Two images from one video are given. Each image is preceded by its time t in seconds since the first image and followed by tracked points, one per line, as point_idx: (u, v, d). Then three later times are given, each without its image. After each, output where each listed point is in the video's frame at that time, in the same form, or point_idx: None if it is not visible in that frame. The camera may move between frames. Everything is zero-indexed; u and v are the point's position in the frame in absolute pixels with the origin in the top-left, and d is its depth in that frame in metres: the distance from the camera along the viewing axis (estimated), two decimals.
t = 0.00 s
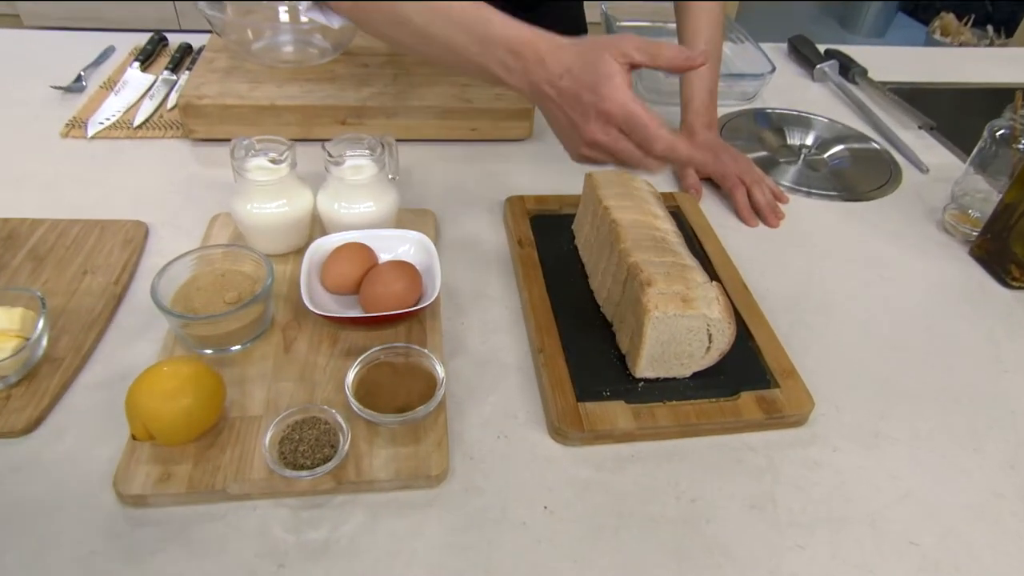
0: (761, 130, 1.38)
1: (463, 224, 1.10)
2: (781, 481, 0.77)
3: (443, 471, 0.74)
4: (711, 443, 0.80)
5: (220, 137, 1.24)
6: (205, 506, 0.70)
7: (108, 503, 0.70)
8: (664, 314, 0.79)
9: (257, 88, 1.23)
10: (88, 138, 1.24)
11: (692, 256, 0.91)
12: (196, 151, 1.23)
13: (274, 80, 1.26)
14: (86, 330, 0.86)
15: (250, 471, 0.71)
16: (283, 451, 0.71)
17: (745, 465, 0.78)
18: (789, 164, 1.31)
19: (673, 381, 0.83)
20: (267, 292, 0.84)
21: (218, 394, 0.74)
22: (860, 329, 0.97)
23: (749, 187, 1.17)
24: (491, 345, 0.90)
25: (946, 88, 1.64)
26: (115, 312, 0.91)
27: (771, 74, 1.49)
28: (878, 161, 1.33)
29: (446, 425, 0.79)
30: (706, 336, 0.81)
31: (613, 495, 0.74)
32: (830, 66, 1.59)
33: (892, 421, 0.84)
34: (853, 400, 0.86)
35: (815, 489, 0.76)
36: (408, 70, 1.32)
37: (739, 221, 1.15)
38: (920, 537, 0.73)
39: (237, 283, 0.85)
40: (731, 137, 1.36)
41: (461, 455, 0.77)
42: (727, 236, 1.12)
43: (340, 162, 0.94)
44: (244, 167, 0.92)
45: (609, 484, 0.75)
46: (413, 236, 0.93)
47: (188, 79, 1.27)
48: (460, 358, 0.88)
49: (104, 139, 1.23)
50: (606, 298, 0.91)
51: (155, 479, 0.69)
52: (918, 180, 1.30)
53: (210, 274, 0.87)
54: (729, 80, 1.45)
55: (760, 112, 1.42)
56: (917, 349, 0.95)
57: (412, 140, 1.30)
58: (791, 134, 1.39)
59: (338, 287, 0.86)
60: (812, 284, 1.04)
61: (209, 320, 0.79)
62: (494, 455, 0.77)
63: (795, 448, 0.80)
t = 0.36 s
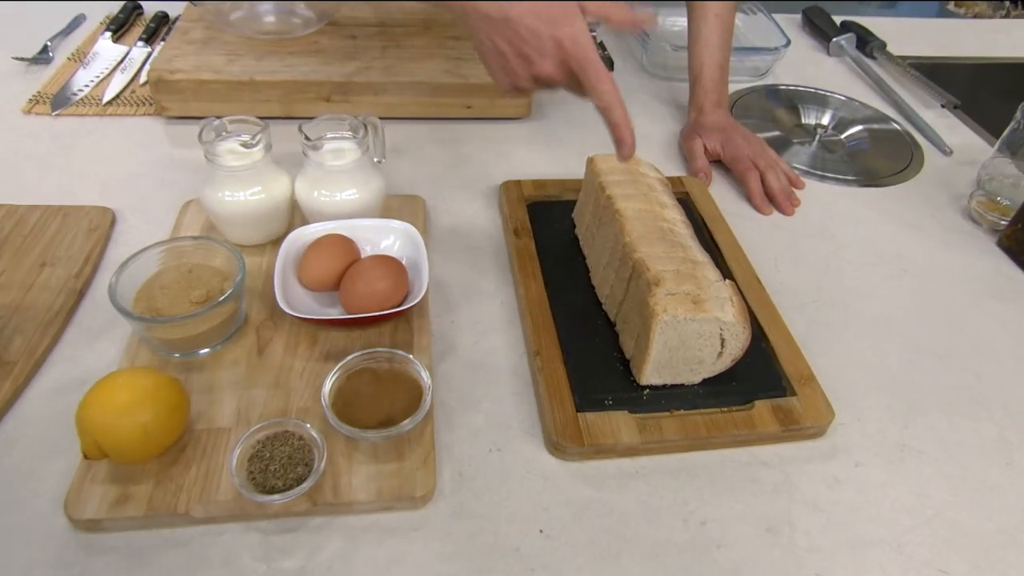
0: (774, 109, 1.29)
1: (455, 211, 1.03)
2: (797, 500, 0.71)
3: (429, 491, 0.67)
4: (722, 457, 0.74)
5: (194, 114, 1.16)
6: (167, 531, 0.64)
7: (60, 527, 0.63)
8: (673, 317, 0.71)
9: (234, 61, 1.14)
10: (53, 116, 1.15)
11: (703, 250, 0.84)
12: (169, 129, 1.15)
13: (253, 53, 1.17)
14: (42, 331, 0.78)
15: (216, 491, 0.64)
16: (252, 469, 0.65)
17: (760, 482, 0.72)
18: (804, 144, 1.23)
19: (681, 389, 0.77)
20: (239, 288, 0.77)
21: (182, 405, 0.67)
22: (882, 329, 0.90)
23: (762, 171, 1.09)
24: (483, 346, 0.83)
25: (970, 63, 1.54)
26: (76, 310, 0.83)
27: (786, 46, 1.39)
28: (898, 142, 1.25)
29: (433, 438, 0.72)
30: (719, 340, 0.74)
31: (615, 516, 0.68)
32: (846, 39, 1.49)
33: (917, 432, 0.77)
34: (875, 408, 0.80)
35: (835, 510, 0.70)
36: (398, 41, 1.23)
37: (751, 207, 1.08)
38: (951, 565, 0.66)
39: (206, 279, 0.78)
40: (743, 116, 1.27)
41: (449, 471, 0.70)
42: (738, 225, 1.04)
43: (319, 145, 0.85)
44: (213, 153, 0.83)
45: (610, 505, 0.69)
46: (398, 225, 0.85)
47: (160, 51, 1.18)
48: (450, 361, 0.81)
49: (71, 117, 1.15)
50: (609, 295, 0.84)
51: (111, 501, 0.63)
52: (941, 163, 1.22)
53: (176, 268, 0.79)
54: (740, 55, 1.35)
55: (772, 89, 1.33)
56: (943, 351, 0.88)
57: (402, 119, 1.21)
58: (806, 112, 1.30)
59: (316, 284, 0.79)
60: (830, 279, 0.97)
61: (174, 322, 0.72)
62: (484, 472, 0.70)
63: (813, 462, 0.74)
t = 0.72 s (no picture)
0: (786, 95, 1.22)
1: (447, 205, 0.97)
2: (809, 526, 0.66)
3: (411, 516, 0.62)
4: (728, 477, 0.69)
5: (174, 99, 1.09)
6: (127, 558, 0.59)
7: (12, 553, 0.59)
8: (677, 329, 0.66)
9: (216, 42, 1.08)
10: (25, 99, 1.09)
11: (710, 251, 0.78)
12: (148, 114, 1.09)
13: (236, 33, 1.11)
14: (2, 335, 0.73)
15: (181, 514, 0.60)
16: (218, 493, 0.60)
17: (768, 506, 0.67)
18: (818, 134, 1.16)
19: (685, 403, 0.72)
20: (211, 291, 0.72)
21: (146, 420, 0.62)
22: (900, 336, 0.84)
23: (774, 163, 1.03)
24: (473, 352, 0.78)
25: (994, 47, 1.47)
26: (40, 312, 0.78)
27: (800, 28, 1.32)
28: (918, 132, 1.18)
29: (417, 456, 0.67)
30: (726, 352, 0.69)
31: (612, 544, 0.63)
32: (864, 21, 1.43)
33: (938, 451, 0.72)
34: (892, 425, 0.75)
35: (849, 538, 0.65)
36: (390, 22, 1.16)
37: (762, 202, 1.01)
38: None
39: (175, 280, 0.72)
40: (754, 103, 1.20)
41: (435, 492, 0.65)
42: (748, 221, 0.98)
43: (299, 136, 0.79)
44: (186, 144, 0.77)
45: (607, 531, 0.64)
46: (383, 221, 0.79)
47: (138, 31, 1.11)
48: (438, 370, 0.76)
49: (45, 100, 1.09)
50: (610, 300, 0.78)
51: (66, 526, 0.58)
52: (964, 154, 1.15)
53: (144, 268, 0.74)
54: (752, 37, 1.28)
55: (785, 75, 1.26)
56: (966, 362, 0.82)
57: (394, 105, 1.15)
58: (821, 98, 1.23)
59: (294, 285, 0.74)
60: (845, 281, 0.91)
61: (139, 330, 0.67)
62: (472, 494, 0.66)
63: (825, 484, 0.69)
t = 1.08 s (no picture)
0: (802, 81, 1.16)
1: (441, 196, 0.92)
2: (815, 549, 0.61)
3: (390, 534, 0.59)
4: (729, 495, 0.64)
5: (160, 82, 1.05)
6: None
7: None
8: (677, 338, 0.61)
9: (203, 23, 1.03)
10: (5, 81, 1.04)
11: (716, 251, 0.73)
12: (132, 98, 1.04)
13: (224, 12, 1.06)
14: None
15: (145, 529, 0.56)
16: (184, 509, 0.56)
17: (772, 527, 0.63)
18: (835, 122, 1.10)
19: (685, 414, 0.67)
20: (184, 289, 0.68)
21: (110, 429, 0.58)
22: (918, 342, 0.79)
23: (787, 154, 0.97)
24: (462, 356, 0.74)
25: None
26: (9, 308, 0.75)
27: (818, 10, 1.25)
28: (941, 121, 1.12)
29: (399, 468, 0.63)
30: (730, 362, 0.64)
31: (603, 567, 0.59)
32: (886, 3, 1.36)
33: (955, 469, 0.68)
34: (907, 439, 0.70)
35: (858, 563, 0.61)
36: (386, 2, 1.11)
37: (773, 195, 0.96)
38: None
39: (147, 277, 0.69)
40: (767, 89, 1.14)
41: (416, 508, 0.62)
42: (758, 216, 0.93)
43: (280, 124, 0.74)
44: (160, 133, 0.73)
45: (598, 552, 0.60)
46: (370, 216, 0.75)
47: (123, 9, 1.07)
48: (425, 375, 0.72)
49: (26, 81, 1.04)
50: (608, 302, 0.74)
51: (23, 542, 0.55)
52: (990, 145, 1.09)
53: (115, 266, 0.70)
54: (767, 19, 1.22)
55: (801, 59, 1.20)
56: (988, 370, 0.77)
57: (390, 89, 1.09)
58: (838, 83, 1.16)
59: (271, 285, 0.69)
60: (859, 281, 0.86)
61: (105, 331, 0.63)
62: (456, 510, 0.62)
63: (833, 504, 0.65)
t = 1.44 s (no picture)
0: (822, 66, 1.11)
1: (438, 183, 0.88)
2: (817, 568, 0.58)
3: (366, 543, 0.56)
4: (727, 508, 0.61)
5: (152, 61, 1.01)
6: None
7: None
8: (674, 342, 0.57)
9: None
10: None
11: (721, 247, 0.69)
12: (124, 77, 1.01)
13: None
14: None
15: (111, 532, 0.54)
16: (150, 514, 0.54)
17: (771, 543, 0.59)
18: (855, 109, 1.04)
19: (683, 421, 0.64)
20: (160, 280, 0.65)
21: (75, 426, 0.56)
22: (935, 346, 0.75)
23: (802, 143, 0.92)
24: (451, 353, 0.71)
25: None
26: None
27: None
28: (969, 109, 1.05)
29: (379, 472, 0.60)
30: (731, 367, 0.60)
31: None
32: None
33: (971, 485, 0.64)
34: (920, 451, 0.66)
35: None
36: None
37: (786, 186, 0.91)
38: None
39: (122, 267, 0.66)
40: (785, 74, 1.09)
41: (396, 514, 0.59)
42: (770, 208, 0.88)
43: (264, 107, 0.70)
44: (139, 116, 0.70)
45: (586, 566, 0.57)
46: (357, 205, 0.71)
47: None
48: (411, 373, 0.68)
49: (15, 58, 1.01)
50: (606, 299, 0.70)
51: None
52: (1020, 135, 1.03)
53: (91, 254, 0.67)
54: None
55: (821, 43, 1.14)
56: (1010, 378, 0.72)
57: (389, 70, 1.05)
58: (860, 68, 1.11)
59: (251, 276, 0.66)
60: (875, 279, 0.81)
61: (74, 323, 0.60)
62: (437, 517, 0.59)
63: (838, 520, 0.61)
